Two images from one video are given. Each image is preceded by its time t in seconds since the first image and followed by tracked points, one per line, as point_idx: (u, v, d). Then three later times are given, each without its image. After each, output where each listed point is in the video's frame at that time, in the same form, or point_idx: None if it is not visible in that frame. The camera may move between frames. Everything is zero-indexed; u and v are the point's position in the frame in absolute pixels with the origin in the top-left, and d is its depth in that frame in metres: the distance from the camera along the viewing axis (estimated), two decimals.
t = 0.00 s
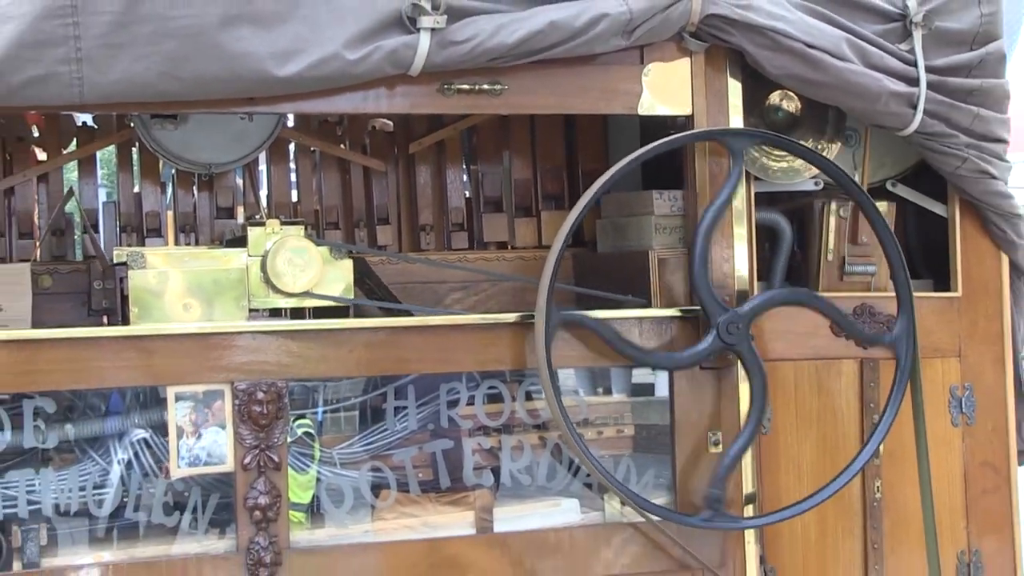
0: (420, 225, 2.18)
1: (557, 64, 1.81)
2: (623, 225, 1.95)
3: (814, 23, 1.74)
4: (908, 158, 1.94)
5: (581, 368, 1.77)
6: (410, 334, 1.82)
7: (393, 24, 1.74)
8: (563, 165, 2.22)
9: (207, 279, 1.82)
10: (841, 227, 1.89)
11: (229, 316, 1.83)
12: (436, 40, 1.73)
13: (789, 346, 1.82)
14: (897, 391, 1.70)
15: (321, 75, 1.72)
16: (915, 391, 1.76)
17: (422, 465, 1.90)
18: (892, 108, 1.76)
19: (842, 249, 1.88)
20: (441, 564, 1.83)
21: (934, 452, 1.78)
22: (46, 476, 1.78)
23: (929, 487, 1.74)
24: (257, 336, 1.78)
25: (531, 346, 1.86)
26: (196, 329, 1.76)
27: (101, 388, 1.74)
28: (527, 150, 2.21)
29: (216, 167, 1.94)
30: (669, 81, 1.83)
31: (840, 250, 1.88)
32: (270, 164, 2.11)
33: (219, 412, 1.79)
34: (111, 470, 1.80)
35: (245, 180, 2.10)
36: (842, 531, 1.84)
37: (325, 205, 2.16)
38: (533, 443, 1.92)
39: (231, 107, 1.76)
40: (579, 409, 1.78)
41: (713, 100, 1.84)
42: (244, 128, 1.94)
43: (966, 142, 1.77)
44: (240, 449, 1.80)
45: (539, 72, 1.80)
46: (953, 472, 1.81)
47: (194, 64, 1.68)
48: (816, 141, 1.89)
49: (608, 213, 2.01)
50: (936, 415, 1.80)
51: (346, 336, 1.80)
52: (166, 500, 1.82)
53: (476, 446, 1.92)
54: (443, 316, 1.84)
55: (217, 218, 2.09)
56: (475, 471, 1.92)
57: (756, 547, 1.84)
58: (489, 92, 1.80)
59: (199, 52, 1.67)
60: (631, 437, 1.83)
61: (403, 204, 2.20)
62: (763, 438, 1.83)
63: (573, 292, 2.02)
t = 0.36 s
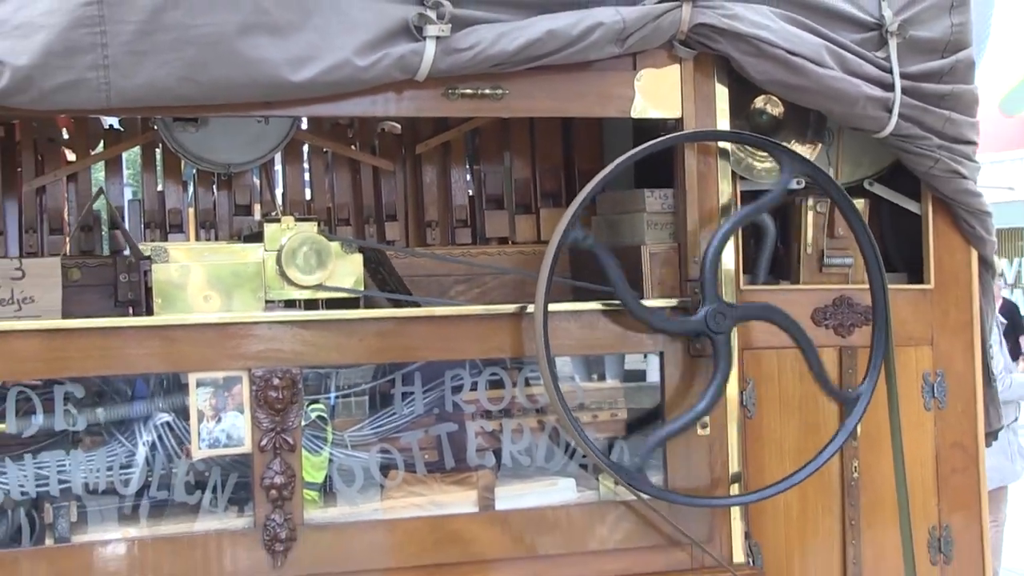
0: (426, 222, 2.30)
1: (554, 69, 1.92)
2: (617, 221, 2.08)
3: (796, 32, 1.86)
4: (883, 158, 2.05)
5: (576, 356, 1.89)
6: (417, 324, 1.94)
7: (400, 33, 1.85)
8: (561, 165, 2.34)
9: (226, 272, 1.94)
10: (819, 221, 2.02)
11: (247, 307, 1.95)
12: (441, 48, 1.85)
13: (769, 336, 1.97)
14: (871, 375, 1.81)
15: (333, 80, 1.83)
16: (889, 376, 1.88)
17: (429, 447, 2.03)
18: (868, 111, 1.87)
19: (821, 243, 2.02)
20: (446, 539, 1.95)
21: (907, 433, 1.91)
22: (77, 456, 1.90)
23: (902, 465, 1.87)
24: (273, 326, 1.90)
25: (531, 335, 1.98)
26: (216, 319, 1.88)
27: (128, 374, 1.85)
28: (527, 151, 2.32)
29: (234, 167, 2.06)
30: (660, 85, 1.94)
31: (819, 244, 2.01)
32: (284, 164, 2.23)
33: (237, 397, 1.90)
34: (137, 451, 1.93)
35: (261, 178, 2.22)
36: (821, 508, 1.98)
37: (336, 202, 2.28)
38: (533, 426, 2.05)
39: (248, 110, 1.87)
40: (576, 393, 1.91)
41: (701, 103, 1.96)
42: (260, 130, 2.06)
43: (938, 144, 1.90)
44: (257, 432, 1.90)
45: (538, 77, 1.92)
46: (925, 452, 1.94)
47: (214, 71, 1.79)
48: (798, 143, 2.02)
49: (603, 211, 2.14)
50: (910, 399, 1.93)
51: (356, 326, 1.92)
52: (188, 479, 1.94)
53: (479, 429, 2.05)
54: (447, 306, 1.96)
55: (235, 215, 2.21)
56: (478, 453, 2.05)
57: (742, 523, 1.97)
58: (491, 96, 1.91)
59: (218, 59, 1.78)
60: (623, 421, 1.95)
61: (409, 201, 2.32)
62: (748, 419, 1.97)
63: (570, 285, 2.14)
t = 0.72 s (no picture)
0: (431, 218, 2.45)
1: (551, 75, 2.05)
2: (609, 217, 2.21)
3: (778, 40, 1.98)
4: (859, 159, 2.20)
5: (572, 343, 2.01)
6: (422, 314, 2.07)
7: (406, 41, 1.98)
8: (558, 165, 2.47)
9: (244, 264, 2.07)
10: (800, 217, 2.16)
11: (263, 297, 2.08)
12: (445, 55, 1.97)
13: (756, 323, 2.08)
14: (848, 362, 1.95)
15: (343, 85, 1.96)
16: (865, 363, 2.02)
17: (434, 429, 2.20)
18: (845, 115, 2.00)
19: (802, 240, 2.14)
20: (450, 515, 2.07)
21: (882, 416, 2.05)
22: (105, 437, 2.05)
23: (877, 446, 2.01)
24: (288, 317, 2.02)
25: (530, 324, 2.11)
26: (234, 309, 2.01)
27: (152, 361, 1.97)
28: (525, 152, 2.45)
29: (250, 167, 2.19)
30: (649, 92, 2.08)
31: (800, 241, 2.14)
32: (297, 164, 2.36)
33: (254, 382, 2.03)
34: (160, 433, 2.07)
35: (275, 176, 2.35)
36: (799, 484, 2.15)
37: (347, 200, 2.42)
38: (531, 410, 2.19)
39: (264, 113, 2.00)
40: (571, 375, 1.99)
41: (689, 107, 2.09)
42: (275, 132, 2.19)
43: (909, 146, 2.03)
44: (272, 414, 2.03)
45: (535, 82, 2.04)
46: (896, 434, 2.09)
47: (232, 76, 1.91)
48: (779, 144, 2.15)
49: (597, 207, 2.28)
50: (884, 384, 2.07)
51: (365, 316, 2.04)
52: (208, 459, 2.08)
53: (480, 412, 2.20)
54: (451, 297, 2.10)
55: (252, 212, 2.34)
56: (479, 434, 2.20)
57: (726, 500, 2.12)
58: (492, 100, 2.04)
59: (236, 66, 1.91)
60: (616, 405, 2.06)
61: (415, 198, 2.46)
62: (732, 402, 2.13)
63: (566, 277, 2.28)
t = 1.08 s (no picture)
0: (435, 214, 2.60)
1: (547, 79, 2.18)
2: (602, 213, 2.36)
3: (760, 47, 2.12)
4: (836, 158, 2.34)
5: (569, 330, 2.13)
6: (426, 305, 2.21)
7: (412, 48, 2.11)
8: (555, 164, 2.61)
9: (260, 257, 2.21)
10: (781, 214, 2.32)
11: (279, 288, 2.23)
12: (448, 61, 2.11)
13: (739, 312, 2.25)
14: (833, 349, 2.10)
15: (353, 89, 2.09)
16: (842, 350, 2.17)
17: (437, 411, 2.33)
18: (823, 116, 2.15)
19: (783, 233, 2.33)
20: (453, 492, 2.22)
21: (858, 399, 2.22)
22: (131, 419, 2.18)
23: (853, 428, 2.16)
24: (300, 306, 2.15)
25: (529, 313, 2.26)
26: (251, 299, 2.14)
27: (176, 347, 2.11)
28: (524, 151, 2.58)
29: (266, 166, 2.33)
30: (640, 95, 2.21)
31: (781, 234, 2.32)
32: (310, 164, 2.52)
33: (269, 368, 2.17)
34: (182, 414, 2.19)
35: (289, 174, 2.51)
36: (781, 462, 2.31)
37: (357, 197, 2.57)
38: (528, 394, 2.34)
39: (279, 116, 2.13)
40: (565, 361, 2.15)
41: (677, 109, 2.23)
42: (288, 133, 2.34)
43: (883, 146, 2.18)
44: (286, 398, 2.17)
45: (532, 86, 2.18)
46: (871, 416, 2.25)
47: (249, 81, 2.05)
48: (762, 144, 2.30)
49: (590, 205, 2.43)
50: (859, 368, 2.24)
51: (374, 305, 2.18)
52: (227, 439, 2.21)
53: (481, 395, 2.34)
54: (453, 288, 2.24)
55: (268, 208, 2.50)
56: (481, 416, 2.34)
57: (712, 478, 2.28)
58: (492, 102, 2.18)
59: (253, 71, 2.04)
60: (609, 388, 2.21)
61: (420, 196, 2.62)
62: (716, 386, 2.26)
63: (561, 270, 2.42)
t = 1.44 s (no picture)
0: (444, 209, 2.74)
1: (549, 82, 2.31)
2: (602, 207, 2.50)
3: (751, 52, 2.25)
4: (822, 155, 2.48)
5: (569, 319, 2.28)
6: (436, 296, 2.34)
7: (421, 53, 2.25)
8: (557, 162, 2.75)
9: (279, 251, 2.35)
10: (769, 209, 2.48)
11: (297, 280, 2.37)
12: (456, 65, 2.24)
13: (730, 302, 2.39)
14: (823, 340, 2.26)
15: (366, 92, 2.22)
16: (828, 338, 2.31)
17: (446, 395, 2.48)
18: (808, 117, 2.28)
19: (771, 227, 2.48)
20: (461, 471, 2.36)
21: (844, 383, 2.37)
22: (159, 402, 2.33)
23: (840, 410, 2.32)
24: (317, 297, 2.28)
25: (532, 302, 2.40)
26: (270, 289, 2.26)
27: (200, 334, 2.24)
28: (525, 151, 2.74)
29: (284, 164, 2.47)
30: (636, 97, 2.34)
31: (769, 228, 2.48)
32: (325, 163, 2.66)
33: (288, 355, 2.30)
34: (207, 398, 2.33)
35: (306, 173, 2.66)
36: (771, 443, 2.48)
37: (370, 193, 2.72)
38: (531, 379, 2.49)
39: (296, 117, 2.26)
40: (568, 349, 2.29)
41: (672, 111, 2.37)
42: (304, 133, 2.47)
43: (865, 145, 2.33)
44: (305, 382, 2.30)
45: (535, 88, 2.31)
46: (855, 399, 2.42)
47: (269, 84, 2.18)
48: (752, 142, 2.44)
49: (590, 200, 2.57)
50: (844, 353, 2.41)
51: (387, 295, 2.32)
52: (248, 421, 2.35)
53: (488, 379, 2.49)
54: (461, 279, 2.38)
55: (286, 205, 2.65)
56: (487, 399, 2.49)
57: (705, 458, 2.44)
58: (497, 104, 2.31)
59: (273, 75, 2.17)
60: (607, 373, 2.34)
61: (429, 192, 2.75)
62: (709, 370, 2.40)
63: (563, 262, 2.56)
